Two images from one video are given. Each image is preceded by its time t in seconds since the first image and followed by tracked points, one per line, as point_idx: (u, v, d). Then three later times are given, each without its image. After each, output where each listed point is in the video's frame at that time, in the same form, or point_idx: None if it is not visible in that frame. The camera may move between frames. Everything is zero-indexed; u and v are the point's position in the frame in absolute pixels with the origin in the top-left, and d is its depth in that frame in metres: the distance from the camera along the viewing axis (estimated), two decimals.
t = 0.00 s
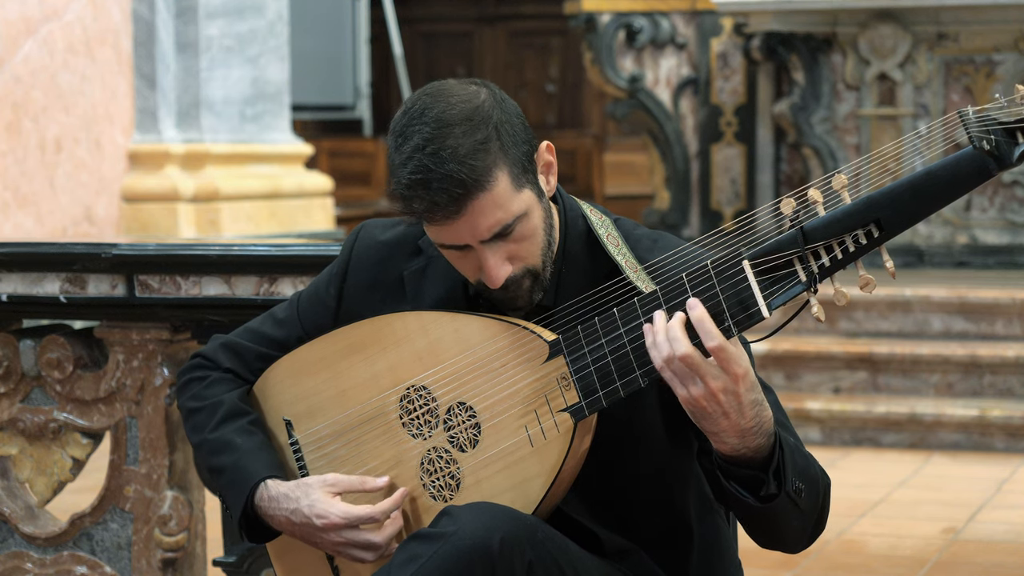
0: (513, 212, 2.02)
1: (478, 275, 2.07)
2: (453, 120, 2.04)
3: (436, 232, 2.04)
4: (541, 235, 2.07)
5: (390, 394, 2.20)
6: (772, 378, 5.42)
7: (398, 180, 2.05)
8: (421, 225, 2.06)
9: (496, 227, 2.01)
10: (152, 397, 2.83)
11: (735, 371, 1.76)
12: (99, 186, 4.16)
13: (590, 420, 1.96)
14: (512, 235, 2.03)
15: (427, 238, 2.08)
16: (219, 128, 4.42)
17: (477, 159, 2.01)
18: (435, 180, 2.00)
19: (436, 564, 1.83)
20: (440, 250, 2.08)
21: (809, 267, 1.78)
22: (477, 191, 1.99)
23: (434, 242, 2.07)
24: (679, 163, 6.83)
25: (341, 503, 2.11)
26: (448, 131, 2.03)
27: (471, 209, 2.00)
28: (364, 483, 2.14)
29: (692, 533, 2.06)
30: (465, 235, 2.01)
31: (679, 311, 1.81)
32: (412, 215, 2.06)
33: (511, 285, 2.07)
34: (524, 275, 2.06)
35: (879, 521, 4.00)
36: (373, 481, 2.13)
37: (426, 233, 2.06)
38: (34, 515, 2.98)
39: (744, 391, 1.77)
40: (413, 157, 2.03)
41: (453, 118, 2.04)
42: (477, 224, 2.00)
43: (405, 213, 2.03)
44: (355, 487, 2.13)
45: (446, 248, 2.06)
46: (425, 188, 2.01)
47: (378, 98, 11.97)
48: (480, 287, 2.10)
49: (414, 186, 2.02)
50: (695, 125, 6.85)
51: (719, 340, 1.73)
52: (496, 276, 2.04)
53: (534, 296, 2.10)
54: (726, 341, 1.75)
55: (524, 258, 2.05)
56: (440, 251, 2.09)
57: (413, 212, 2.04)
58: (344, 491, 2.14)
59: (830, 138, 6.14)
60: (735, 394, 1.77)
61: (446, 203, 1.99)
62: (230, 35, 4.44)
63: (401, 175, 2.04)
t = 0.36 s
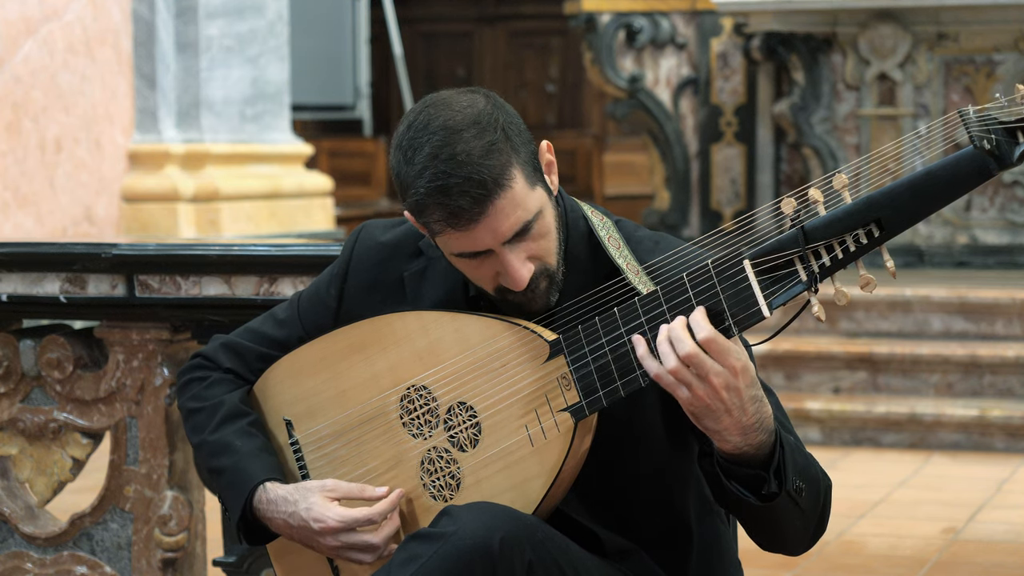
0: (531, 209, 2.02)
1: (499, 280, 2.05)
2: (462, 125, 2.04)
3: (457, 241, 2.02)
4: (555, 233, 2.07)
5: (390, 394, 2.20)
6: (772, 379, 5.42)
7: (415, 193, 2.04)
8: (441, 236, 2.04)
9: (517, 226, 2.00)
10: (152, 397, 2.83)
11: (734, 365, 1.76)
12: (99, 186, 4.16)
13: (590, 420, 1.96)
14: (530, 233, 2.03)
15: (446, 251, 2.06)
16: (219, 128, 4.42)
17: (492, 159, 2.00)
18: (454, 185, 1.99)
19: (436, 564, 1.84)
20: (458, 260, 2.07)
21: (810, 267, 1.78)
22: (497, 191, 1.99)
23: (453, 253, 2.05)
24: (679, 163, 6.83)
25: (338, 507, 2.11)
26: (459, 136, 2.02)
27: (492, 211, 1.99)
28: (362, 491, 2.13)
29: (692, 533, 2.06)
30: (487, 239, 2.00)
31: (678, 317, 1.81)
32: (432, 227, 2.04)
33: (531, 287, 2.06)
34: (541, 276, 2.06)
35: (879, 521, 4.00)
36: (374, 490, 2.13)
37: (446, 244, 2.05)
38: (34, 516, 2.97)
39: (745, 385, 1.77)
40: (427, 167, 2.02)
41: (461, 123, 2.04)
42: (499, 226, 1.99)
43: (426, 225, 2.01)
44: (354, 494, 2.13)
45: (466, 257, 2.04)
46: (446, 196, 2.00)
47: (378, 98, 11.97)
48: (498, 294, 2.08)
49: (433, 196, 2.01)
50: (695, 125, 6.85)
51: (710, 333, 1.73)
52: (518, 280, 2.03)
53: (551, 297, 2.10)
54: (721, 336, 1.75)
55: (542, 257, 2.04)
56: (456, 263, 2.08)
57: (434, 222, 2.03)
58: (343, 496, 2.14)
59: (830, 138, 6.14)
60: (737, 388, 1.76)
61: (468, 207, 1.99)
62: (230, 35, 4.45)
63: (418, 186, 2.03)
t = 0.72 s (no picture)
0: (540, 185, 1.99)
1: (504, 257, 2.01)
2: (476, 94, 2.01)
3: (467, 210, 1.99)
4: (561, 217, 2.04)
5: (391, 395, 2.20)
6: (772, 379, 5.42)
7: (427, 160, 2.01)
8: (450, 205, 2.01)
9: (526, 200, 1.97)
10: (152, 397, 2.83)
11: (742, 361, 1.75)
12: (99, 186, 4.15)
13: (590, 420, 1.96)
14: (538, 212, 2.00)
15: (454, 224, 2.03)
16: (219, 128, 4.42)
17: (506, 127, 1.98)
18: (467, 148, 1.97)
19: (437, 564, 1.84)
20: (465, 235, 2.03)
21: (811, 267, 1.78)
22: (507, 161, 1.96)
23: (461, 227, 2.02)
24: (679, 163, 6.83)
25: (337, 506, 2.11)
26: (472, 104, 2.00)
27: (502, 181, 1.96)
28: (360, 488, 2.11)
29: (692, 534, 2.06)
30: (496, 210, 1.97)
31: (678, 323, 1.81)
32: (441, 196, 2.01)
33: (536, 271, 2.02)
34: (548, 261, 2.02)
35: (879, 521, 4.00)
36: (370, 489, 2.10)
37: (454, 215, 2.01)
38: (34, 516, 2.97)
39: (754, 380, 1.77)
40: (440, 133, 2.00)
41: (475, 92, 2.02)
42: (508, 197, 1.96)
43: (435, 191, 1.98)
44: (350, 490, 2.12)
45: (474, 231, 2.01)
46: (457, 163, 1.97)
47: (378, 98, 11.97)
48: (503, 279, 2.04)
49: (444, 163, 1.99)
50: (695, 126, 6.85)
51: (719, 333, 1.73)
52: (524, 257, 1.99)
53: (555, 285, 2.05)
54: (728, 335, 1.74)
55: (549, 240, 2.01)
56: (463, 241, 2.04)
57: (443, 188, 2.00)
58: (341, 492, 2.13)
59: (830, 138, 6.14)
60: (746, 384, 1.76)
61: (478, 174, 1.96)
62: (230, 35, 4.45)
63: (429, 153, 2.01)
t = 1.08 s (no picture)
0: (546, 159, 2.02)
1: (508, 231, 2.03)
2: (492, 73, 2.09)
3: (472, 177, 2.03)
4: (567, 200, 2.06)
5: (393, 394, 2.19)
6: (772, 378, 5.42)
7: (437, 128, 2.07)
8: (456, 173, 2.05)
9: (530, 170, 2.00)
10: (152, 397, 2.83)
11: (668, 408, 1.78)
12: (99, 186, 4.16)
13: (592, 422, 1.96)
14: (542, 188, 2.02)
15: (459, 194, 2.06)
16: (219, 128, 4.42)
17: (517, 99, 2.04)
18: (476, 114, 2.02)
19: (437, 564, 1.84)
20: (470, 207, 2.06)
21: (816, 270, 1.78)
22: (514, 129, 2.00)
23: (465, 197, 2.05)
24: (679, 163, 6.83)
25: (342, 504, 2.11)
26: (486, 79, 2.07)
27: (507, 148, 2.00)
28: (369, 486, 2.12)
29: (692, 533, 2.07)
30: (500, 176, 2.00)
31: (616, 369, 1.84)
32: (449, 164, 2.06)
33: (537, 248, 2.03)
34: (550, 239, 2.03)
35: (879, 521, 4.00)
36: (380, 487, 2.11)
37: (459, 183, 2.05)
38: (34, 515, 2.97)
39: (683, 422, 1.79)
40: (452, 104, 2.07)
41: (490, 72, 2.09)
42: (512, 165, 2.00)
43: (441, 154, 2.03)
44: (359, 491, 2.12)
45: (478, 200, 2.04)
46: (464, 127, 2.03)
47: (378, 98, 11.97)
48: (505, 256, 2.05)
49: (452, 129, 2.04)
50: (695, 125, 6.85)
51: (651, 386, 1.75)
52: (525, 228, 2.01)
53: (558, 269, 2.06)
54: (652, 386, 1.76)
55: (552, 217, 2.03)
56: (468, 215, 2.07)
57: (451, 153, 2.04)
58: (348, 492, 2.13)
59: (830, 138, 6.14)
60: (674, 427, 1.79)
61: (484, 138, 2.00)
62: (230, 35, 4.45)
63: (440, 122, 2.07)
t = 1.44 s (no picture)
0: (553, 146, 2.01)
1: (512, 216, 2.02)
2: (498, 55, 2.07)
3: (479, 160, 2.01)
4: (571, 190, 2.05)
5: (390, 395, 2.20)
6: (772, 378, 5.42)
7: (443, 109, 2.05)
8: (462, 155, 2.03)
9: (538, 156, 1.99)
10: (152, 397, 2.83)
11: (665, 409, 1.79)
12: (99, 186, 4.16)
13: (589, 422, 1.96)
14: (547, 175, 2.01)
15: (464, 178, 2.04)
16: (219, 128, 4.42)
17: (525, 83, 2.02)
18: (486, 96, 2.01)
19: (437, 564, 1.85)
20: (475, 191, 2.04)
21: (811, 268, 1.78)
22: (522, 113, 1.99)
23: (470, 181, 2.03)
24: (679, 163, 6.83)
25: (337, 501, 2.11)
26: (493, 62, 2.05)
27: (515, 132, 1.99)
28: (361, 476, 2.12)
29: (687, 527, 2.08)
30: (507, 159, 1.99)
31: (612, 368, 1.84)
32: (454, 146, 2.04)
33: (540, 235, 2.02)
34: (554, 228, 2.02)
35: (879, 521, 4.00)
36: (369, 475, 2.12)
37: (465, 166, 2.03)
38: (34, 515, 2.97)
39: (678, 422, 1.80)
40: (460, 85, 2.05)
41: (496, 55, 2.07)
42: (519, 149, 1.99)
43: (449, 134, 2.01)
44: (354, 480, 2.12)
45: (483, 185, 2.02)
46: (473, 109, 2.01)
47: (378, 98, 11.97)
48: (507, 243, 2.04)
49: (460, 111, 2.02)
50: (695, 126, 6.85)
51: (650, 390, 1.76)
52: (530, 214, 2.00)
53: (560, 260, 2.04)
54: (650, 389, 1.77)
55: (556, 205, 2.02)
56: (471, 200, 2.05)
57: (459, 135, 2.02)
58: (341, 485, 2.13)
59: (830, 138, 6.14)
60: (670, 427, 1.80)
61: (493, 120, 1.99)
62: (230, 35, 4.44)
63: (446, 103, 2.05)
